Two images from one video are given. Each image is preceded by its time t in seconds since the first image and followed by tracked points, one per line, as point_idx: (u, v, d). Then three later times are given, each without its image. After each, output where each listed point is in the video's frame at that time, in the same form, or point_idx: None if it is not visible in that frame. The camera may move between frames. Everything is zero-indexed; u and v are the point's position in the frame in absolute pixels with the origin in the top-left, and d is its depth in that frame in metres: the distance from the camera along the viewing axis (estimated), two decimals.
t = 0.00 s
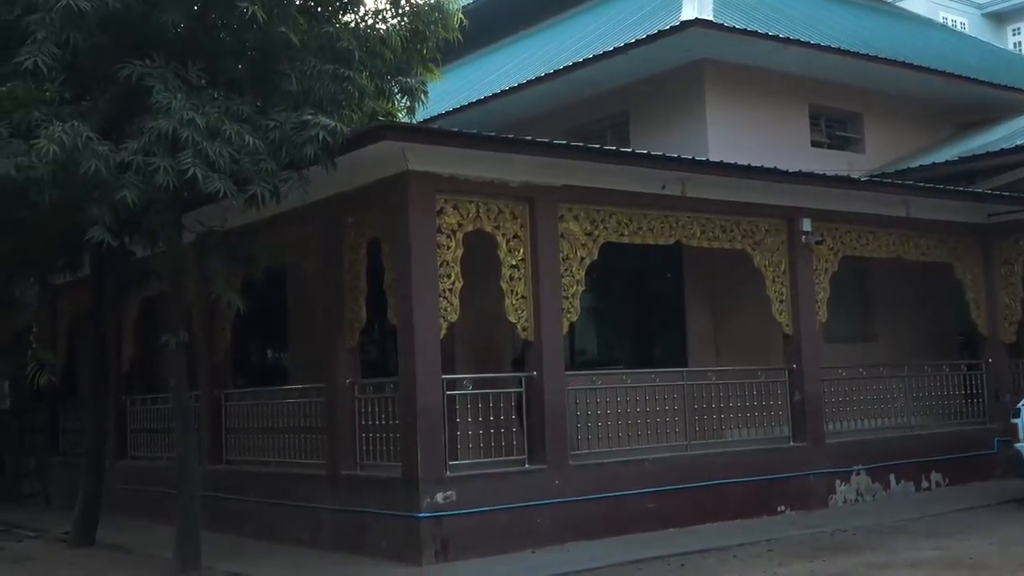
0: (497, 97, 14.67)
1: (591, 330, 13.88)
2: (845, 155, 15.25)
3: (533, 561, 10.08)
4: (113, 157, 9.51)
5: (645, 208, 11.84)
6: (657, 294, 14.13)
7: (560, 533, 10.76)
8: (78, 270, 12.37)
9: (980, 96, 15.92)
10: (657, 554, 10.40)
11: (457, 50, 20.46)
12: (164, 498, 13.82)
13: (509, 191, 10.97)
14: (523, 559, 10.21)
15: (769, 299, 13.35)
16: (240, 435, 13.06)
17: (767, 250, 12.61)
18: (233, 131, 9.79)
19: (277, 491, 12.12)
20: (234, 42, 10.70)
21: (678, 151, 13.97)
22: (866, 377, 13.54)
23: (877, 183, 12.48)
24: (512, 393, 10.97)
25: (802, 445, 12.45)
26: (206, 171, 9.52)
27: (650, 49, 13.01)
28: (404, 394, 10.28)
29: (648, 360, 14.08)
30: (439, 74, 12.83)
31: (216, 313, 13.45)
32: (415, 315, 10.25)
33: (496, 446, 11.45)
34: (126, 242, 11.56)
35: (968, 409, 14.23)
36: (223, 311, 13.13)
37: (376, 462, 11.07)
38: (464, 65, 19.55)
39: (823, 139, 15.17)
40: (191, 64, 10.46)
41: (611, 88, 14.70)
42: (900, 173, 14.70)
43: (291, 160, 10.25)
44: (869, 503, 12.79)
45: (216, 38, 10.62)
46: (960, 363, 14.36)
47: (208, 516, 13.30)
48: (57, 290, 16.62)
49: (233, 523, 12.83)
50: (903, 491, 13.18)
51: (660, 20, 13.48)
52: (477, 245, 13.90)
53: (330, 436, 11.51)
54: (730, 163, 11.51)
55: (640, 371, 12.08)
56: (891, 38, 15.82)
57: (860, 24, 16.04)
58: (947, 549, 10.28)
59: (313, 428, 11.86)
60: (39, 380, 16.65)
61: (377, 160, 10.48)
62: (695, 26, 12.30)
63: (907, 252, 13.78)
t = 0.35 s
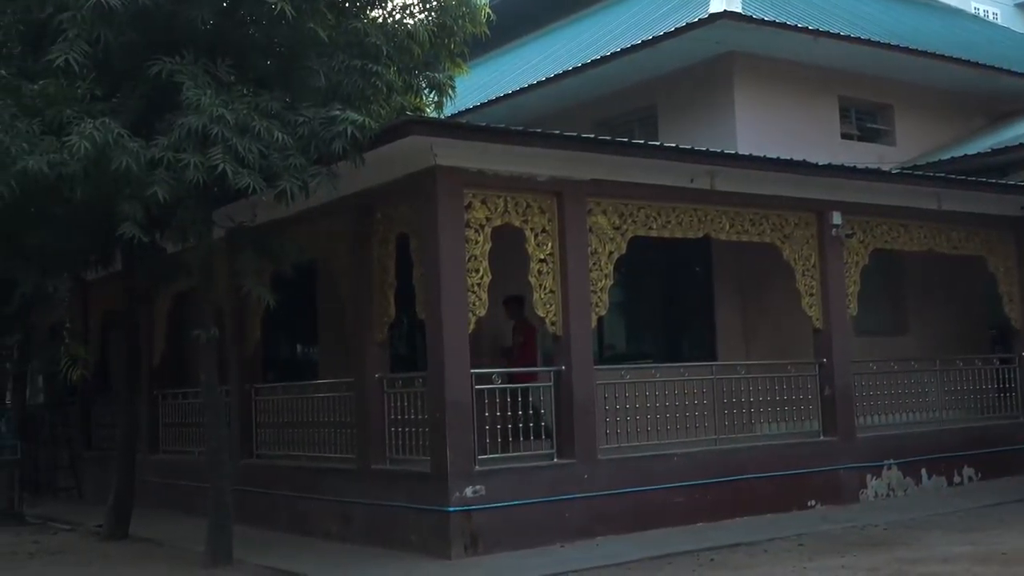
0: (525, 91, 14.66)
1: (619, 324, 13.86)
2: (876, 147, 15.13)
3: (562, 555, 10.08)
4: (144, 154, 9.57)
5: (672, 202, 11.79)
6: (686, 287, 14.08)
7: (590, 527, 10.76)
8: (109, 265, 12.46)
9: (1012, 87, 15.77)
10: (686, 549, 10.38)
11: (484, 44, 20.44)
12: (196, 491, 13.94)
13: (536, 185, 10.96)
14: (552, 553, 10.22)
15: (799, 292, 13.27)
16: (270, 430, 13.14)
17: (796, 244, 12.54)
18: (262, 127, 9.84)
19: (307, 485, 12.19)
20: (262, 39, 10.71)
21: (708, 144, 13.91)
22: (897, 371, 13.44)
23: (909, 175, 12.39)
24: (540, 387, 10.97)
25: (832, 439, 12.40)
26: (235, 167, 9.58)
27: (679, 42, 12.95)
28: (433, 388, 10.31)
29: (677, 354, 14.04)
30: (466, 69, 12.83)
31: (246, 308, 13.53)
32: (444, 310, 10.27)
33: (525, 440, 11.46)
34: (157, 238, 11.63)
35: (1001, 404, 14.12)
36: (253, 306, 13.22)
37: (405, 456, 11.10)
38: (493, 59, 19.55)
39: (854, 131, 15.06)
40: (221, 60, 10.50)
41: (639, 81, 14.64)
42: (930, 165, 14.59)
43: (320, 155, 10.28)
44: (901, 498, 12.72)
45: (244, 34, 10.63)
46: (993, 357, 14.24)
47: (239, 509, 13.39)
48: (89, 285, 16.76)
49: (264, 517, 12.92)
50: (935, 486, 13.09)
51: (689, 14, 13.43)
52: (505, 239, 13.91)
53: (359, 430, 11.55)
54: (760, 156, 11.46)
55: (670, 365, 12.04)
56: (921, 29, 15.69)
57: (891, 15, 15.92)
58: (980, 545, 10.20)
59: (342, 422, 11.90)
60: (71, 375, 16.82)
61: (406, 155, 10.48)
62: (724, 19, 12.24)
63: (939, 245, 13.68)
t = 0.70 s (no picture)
0: (553, 88, 14.64)
1: (649, 320, 13.76)
2: (908, 142, 15.02)
3: (593, 553, 10.07)
4: (176, 153, 9.64)
5: (701, 198, 11.75)
6: (716, 283, 14.05)
7: (620, 524, 10.74)
8: (142, 264, 12.55)
9: None
10: (718, 546, 10.34)
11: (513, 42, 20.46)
12: (227, 489, 14.03)
13: (566, 183, 10.95)
14: (583, 550, 10.22)
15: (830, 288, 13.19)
16: (300, 427, 13.20)
17: (828, 239, 12.47)
18: (293, 125, 9.86)
19: (338, 483, 12.25)
20: (293, 37, 10.78)
21: (738, 139, 13.85)
22: (931, 368, 13.34)
23: (942, 169, 12.29)
24: (570, 385, 10.95)
25: (864, 436, 12.32)
26: (265, 166, 9.62)
27: (709, 38, 12.90)
28: (463, 386, 10.32)
29: (708, 351, 14.00)
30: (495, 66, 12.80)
31: (277, 306, 13.60)
32: (473, 307, 10.28)
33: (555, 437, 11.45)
34: (189, 237, 11.71)
35: None
36: (284, 304, 13.29)
37: (436, 453, 11.11)
38: (522, 57, 19.57)
39: (885, 126, 14.95)
40: (251, 59, 10.55)
41: (668, 77, 14.59)
42: (963, 159, 14.47)
43: (349, 154, 10.32)
44: (934, 495, 12.63)
45: (275, 33, 10.68)
46: None
47: (271, 506, 13.47)
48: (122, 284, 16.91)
49: (295, 513, 12.99)
50: (969, 483, 12.99)
51: (719, 10, 13.36)
52: (534, 236, 13.91)
53: (390, 427, 11.58)
54: (790, 152, 11.40)
55: (701, 362, 11.99)
56: (953, 22, 15.57)
57: (921, 8, 15.80)
58: (1014, 542, 10.10)
59: (372, 419, 11.94)
60: (106, 372, 16.99)
61: (435, 152, 10.49)
62: (753, 14, 12.17)
63: (972, 240, 13.57)
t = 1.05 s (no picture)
0: (587, 83, 14.62)
1: (684, 319, 13.60)
2: (946, 135, 14.88)
3: (629, 550, 10.06)
4: (212, 153, 9.70)
5: (735, 194, 11.69)
6: (752, 279, 14.00)
7: (656, 521, 10.73)
8: (179, 262, 12.66)
9: None
10: (754, 543, 10.30)
11: (546, 38, 20.45)
12: (263, 485, 14.13)
13: (599, 179, 10.93)
14: (619, 547, 10.21)
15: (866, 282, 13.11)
16: (335, 424, 13.27)
17: (864, 234, 12.40)
18: (327, 124, 9.91)
19: (373, 479, 12.30)
20: (327, 37, 10.85)
21: (773, 134, 13.77)
22: (969, 364, 13.24)
23: (980, 163, 12.20)
24: (604, 382, 10.93)
25: (902, 433, 12.22)
26: (300, 164, 9.67)
27: (744, 32, 12.85)
28: (498, 383, 10.33)
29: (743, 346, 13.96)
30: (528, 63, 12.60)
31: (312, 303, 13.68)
32: (508, 304, 10.28)
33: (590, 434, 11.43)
34: (225, 235, 11.80)
35: None
36: (318, 302, 13.36)
37: (472, 450, 11.12)
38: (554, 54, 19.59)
39: (922, 119, 14.82)
40: (286, 59, 10.61)
41: (702, 72, 14.53)
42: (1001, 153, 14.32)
43: (383, 152, 10.36)
44: (973, 492, 12.52)
45: (309, 32, 10.77)
46: None
47: (307, 503, 13.56)
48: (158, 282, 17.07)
49: (331, 510, 13.07)
50: (1008, 481, 12.88)
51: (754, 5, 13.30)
52: (567, 233, 13.91)
53: (424, 424, 11.61)
54: (826, 146, 11.33)
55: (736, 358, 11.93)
56: (990, 14, 15.42)
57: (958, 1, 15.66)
58: None
59: (407, 416, 11.98)
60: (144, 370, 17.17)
61: (468, 149, 10.50)
62: (788, 7, 12.11)
63: (1011, 234, 13.52)
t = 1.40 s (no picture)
0: (621, 78, 14.59)
1: (719, 313, 13.50)
2: (985, 127, 14.72)
3: (666, 544, 10.04)
4: (249, 150, 9.75)
5: (771, 188, 11.62)
6: (789, 272, 13.92)
7: (693, 516, 10.70)
8: (216, 259, 12.75)
9: None
10: (792, 538, 10.25)
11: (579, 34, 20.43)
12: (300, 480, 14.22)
13: (634, 173, 10.90)
14: (656, 541, 10.19)
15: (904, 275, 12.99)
16: (371, 420, 13.33)
17: (903, 227, 12.28)
18: (362, 120, 9.94)
19: (410, 474, 12.36)
20: (362, 34, 10.90)
21: (809, 127, 13.67)
22: (1009, 359, 13.11)
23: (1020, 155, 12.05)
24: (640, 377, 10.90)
25: (941, 428, 12.11)
26: (336, 161, 9.71)
27: (779, 25, 12.76)
28: (534, 377, 10.33)
29: (780, 340, 13.88)
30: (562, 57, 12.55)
31: (347, 300, 13.74)
32: (543, 299, 10.28)
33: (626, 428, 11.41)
34: (262, 232, 11.88)
35: None
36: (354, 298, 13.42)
37: (507, 444, 11.13)
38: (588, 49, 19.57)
39: (961, 111, 14.68)
40: (321, 56, 10.62)
41: (737, 65, 14.45)
42: None
43: (418, 147, 10.39)
44: (1014, 488, 12.40)
45: (344, 29, 10.83)
46: None
47: (344, 497, 13.64)
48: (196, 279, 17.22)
49: (368, 505, 13.14)
50: None
51: None
52: (602, 228, 13.89)
53: (460, 419, 11.63)
54: (864, 139, 11.25)
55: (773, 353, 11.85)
56: None
57: None
58: None
59: (443, 411, 12.01)
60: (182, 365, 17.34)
61: (503, 145, 10.50)
62: None
63: None
